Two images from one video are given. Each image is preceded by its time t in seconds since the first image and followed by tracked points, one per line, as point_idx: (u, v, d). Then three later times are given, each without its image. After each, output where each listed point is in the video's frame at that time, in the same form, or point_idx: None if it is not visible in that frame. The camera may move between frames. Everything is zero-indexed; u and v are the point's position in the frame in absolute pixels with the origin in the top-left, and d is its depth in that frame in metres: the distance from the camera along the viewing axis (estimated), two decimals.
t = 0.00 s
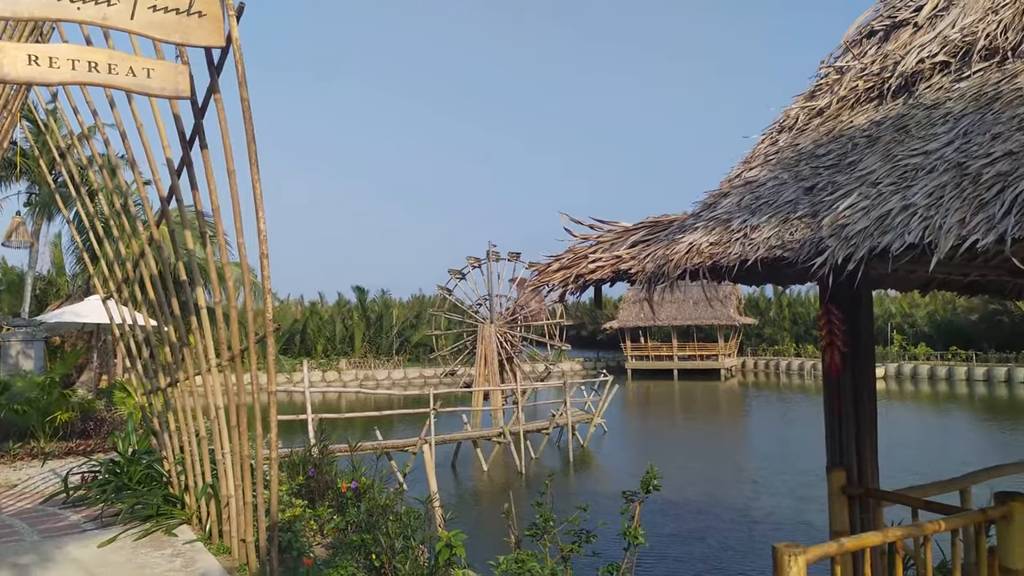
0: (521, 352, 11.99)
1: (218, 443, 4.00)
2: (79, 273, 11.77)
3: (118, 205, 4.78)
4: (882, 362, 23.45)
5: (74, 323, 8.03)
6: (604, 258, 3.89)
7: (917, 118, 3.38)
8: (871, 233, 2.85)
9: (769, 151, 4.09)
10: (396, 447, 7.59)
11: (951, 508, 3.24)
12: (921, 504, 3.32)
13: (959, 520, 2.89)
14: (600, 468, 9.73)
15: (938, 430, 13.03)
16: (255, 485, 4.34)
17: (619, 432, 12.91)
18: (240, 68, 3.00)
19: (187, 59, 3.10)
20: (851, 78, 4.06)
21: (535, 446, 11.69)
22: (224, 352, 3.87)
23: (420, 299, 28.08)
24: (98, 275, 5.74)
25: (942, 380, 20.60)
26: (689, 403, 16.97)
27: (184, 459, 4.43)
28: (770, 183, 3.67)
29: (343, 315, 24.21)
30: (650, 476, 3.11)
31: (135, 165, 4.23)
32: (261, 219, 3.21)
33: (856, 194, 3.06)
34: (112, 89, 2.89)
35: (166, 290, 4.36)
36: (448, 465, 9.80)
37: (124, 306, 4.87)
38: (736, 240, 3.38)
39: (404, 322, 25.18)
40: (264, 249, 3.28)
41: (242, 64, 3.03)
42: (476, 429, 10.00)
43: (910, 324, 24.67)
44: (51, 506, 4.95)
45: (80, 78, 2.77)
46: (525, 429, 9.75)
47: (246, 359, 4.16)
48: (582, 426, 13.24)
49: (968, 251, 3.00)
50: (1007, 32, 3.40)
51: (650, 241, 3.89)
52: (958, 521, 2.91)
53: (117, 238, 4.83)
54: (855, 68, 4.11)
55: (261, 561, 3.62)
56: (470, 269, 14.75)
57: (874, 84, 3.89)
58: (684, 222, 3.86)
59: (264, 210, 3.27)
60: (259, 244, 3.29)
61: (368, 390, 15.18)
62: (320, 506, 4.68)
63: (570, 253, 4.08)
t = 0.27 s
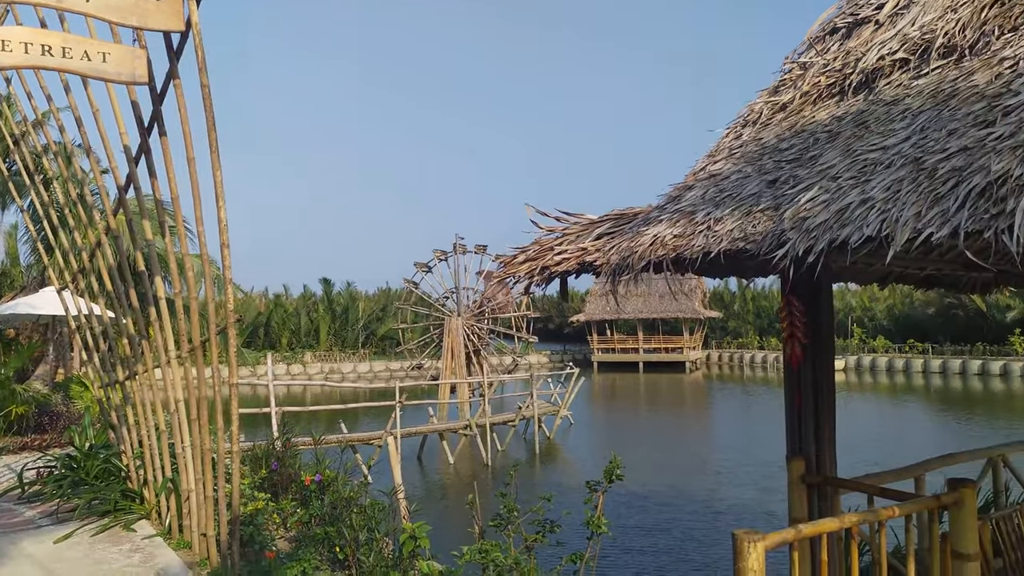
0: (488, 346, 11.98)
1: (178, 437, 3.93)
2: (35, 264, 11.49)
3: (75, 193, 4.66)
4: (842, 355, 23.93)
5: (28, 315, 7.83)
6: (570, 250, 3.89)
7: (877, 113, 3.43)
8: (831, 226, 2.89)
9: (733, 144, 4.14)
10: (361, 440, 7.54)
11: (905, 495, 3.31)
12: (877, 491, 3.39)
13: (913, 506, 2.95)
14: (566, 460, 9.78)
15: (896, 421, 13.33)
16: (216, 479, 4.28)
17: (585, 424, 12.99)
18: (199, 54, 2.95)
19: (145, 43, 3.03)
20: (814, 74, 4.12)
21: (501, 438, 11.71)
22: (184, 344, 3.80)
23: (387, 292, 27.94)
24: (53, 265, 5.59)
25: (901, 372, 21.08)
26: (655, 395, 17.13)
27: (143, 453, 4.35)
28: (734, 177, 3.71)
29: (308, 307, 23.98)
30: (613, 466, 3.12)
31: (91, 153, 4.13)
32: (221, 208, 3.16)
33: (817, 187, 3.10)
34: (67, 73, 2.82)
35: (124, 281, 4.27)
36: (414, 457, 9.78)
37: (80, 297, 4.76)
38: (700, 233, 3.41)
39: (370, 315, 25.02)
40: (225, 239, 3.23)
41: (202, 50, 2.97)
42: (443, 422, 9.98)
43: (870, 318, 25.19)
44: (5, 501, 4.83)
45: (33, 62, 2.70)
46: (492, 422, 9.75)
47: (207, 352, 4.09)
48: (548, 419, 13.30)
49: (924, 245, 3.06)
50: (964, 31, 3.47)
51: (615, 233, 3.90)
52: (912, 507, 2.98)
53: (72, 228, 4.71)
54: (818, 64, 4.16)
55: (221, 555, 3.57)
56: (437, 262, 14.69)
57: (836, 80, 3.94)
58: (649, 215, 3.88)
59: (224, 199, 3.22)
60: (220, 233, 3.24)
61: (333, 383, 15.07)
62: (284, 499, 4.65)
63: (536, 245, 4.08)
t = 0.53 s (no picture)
0: (448, 336, 11.95)
1: (127, 428, 3.84)
2: None
3: (18, 178, 4.50)
4: (797, 345, 24.44)
5: None
6: (528, 240, 3.89)
7: (830, 106, 3.49)
8: (784, 216, 2.93)
9: (690, 135, 4.17)
10: (318, 432, 7.46)
11: (854, 480, 3.39)
12: (827, 477, 3.46)
13: (861, 491, 3.02)
14: (526, 450, 9.82)
15: (847, 410, 13.68)
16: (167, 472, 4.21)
17: (545, 415, 13.06)
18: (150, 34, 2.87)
19: (92, 23, 2.94)
20: (769, 66, 4.17)
21: (461, 429, 11.71)
22: (134, 334, 3.69)
23: (346, 282, 27.72)
24: None
25: (853, 361, 21.61)
26: (614, 385, 17.30)
27: (90, 447, 4.24)
28: (691, 167, 3.73)
29: (265, 297, 23.63)
30: (569, 453, 3.14)
31: (36, 136, 3.99)
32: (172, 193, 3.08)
33: (771, 178, 3.14)
34: (9, 55, 2.67)
35: (71, 268, 4.13)
36: (373, 448, 9.71)
37: (24, 286, 4.61)
38: (656, 222, 3.43)
39: (329, 305, 24.78)
40: (176, 225, 3.15)
41: (151, 31, 2.89)
42: (402, 413, 9.93)
43: (824, 309, 25.76)
44: None
45: None
46: (452, 412, 9.73)
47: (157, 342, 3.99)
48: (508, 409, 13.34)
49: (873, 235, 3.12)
50: (914, 26, 3.55)
51: (573, 222, 3.90)
52: (860, 492, 3.05)
53: (15, 214, 4.55)
54: (773, 56, 4.21)
55: (172, 548, 3.51)
56: (397, 252, 14.60)
57: (790, 72, 4.00)
58: (607, 204, 3.89)
59: (175, 184, 3.14)
60: (171, 219, 3.16)
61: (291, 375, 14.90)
62: (237, 491, 4.60)
63: (495, 234, 4.06)
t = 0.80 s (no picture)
0: (407, 328, 11.89)
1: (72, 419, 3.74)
2: None
3: None
4: (752, 339, 24.90)
5: None
6: (487, 231, 3.87)
7: (784, 102, 3.55)
8: (738, 210, 2.97)
9: (649, 129, 4.19)
10: (273, 423, 7.36)
11: (803, 470, 3.45)
12: (778, 468, 3.52)
13: (809, 480, 3.08)
14: (484, 442, 9.83)
15: (799, 403, 13.97)
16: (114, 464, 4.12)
17: (504, 407, 13.09)
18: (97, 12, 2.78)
19: None
20: (726, 62, 4.22)
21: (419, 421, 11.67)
22: (80, 323, 3.59)
23: (304, 273, 27.39)
24: None
25: (806, 356, 22.11)
26: (573, 378, 17.44)
27: (32, 438, 4.12)
28: (648, 160, 3.76)
29: (220, 287, 23.24)
30: (525, 444, 3.14)
31: None
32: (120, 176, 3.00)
33: (727, 172, 3.18)
34: None
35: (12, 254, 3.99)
36: (329, 441, 9.62)
37: None
38: (614, 214, 3.44)
39: (286, 296, 24.48)
40: (124, 210, 3.07)
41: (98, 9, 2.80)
42: (359, 405, 9.86)
43: (779, 304, 26.27)
44: None
45: None
46: (410, 404, 9.69)
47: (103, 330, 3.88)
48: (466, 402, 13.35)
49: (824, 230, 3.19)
50: (866, 26, 3.63)
51: (532, 214, 3.89)
52: (808, 481, 3.11)
53: None
54: (730, 52, 4.27)
55: (119, 541, 3.43)
56: (356, 243, 14.46)
57: (747, 68, 4.05)
58: (565, 196, 3.90)
59: (123, 167, 3.05)
60: (119, 204, 3.07)
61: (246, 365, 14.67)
62: (188, 484, 4.53)
63: (453, 225, 4.03)
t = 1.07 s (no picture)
0: (367, 321, 11.79)
1: (20, 416, 3.63)
2: None
3: None
4: (711, 329, 25.26)
5: None
6: (445, 221, 3.84)
7: (739, 92, 3.59)
8: (693, 199, 3.00)
9: (606, 118, 4.21)
10: (231, 419, 7.25)
11: (759, 456, 3.50)
12: (735, 455, 3.56)
13: (765, 466, 3.12)
14: (446, 435, 9.81)
15: (757, 391, 14.24)
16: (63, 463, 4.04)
17: (466, 399, 13.08)
18: None
19: None
20: (682, 52, 4.25)
21: (380, 414, 11.61)
22: (26, 318, 3.48)
23: (262, 266, 26.99)
24: None
25: (763, 345, 22.51)
26: (535, 369, 17.49)
27: None
28: (606, 150, 3.77)
29: (175, 281, 22.79)
30: (484, 433, 3.13)
31: None
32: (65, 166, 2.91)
33: (683, 162, 3.21)
34: None
35: None
36: (289, 435, 9.52)
37: None
38: (572, 204, 3.45)
39: (243, 289, 24.13)
40: (70, 200, 2.98)
41: None
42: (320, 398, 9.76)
43: (737, 295, 26.70)
44: None
45: None
46: (370, 397, 9.63)
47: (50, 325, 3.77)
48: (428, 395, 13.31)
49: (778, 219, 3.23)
50: (818, 17, 3.69)
51: (490, 204, 3.88)
52: (764, 467, 3.15)
53: None
54: (686, 43, 4.30)
55: (70, 540, 3.35)
56: (315, 234, 14.28)
57: (703, 59, 4.09)
58: (523, 186, 3.89)
59: (69, 157, 2.96)
60: (65, 195, 2.98)
61: (202, 360, 14.41)
62: (142, 481, 4.47)
63: (411, 215, 3.99)
